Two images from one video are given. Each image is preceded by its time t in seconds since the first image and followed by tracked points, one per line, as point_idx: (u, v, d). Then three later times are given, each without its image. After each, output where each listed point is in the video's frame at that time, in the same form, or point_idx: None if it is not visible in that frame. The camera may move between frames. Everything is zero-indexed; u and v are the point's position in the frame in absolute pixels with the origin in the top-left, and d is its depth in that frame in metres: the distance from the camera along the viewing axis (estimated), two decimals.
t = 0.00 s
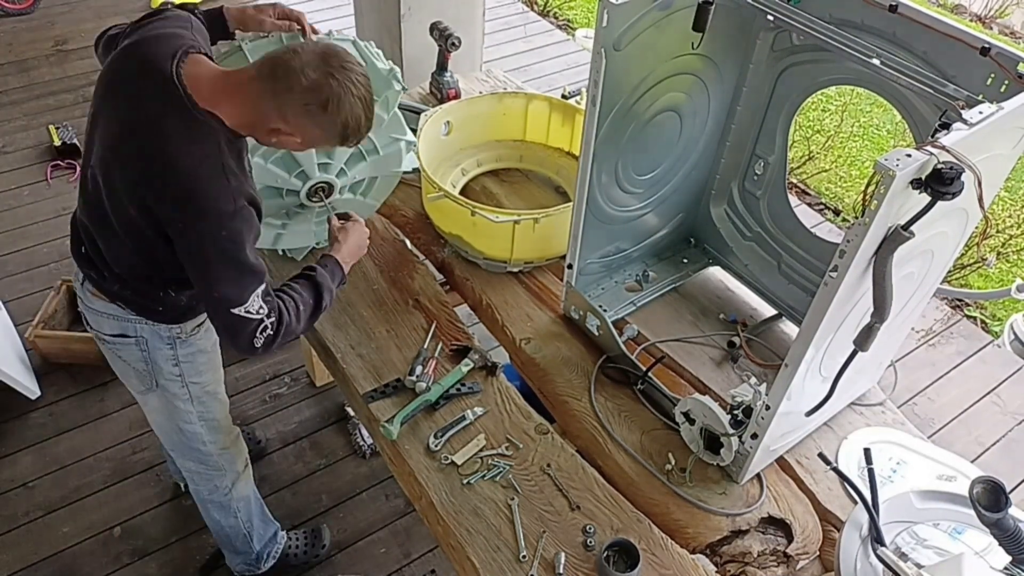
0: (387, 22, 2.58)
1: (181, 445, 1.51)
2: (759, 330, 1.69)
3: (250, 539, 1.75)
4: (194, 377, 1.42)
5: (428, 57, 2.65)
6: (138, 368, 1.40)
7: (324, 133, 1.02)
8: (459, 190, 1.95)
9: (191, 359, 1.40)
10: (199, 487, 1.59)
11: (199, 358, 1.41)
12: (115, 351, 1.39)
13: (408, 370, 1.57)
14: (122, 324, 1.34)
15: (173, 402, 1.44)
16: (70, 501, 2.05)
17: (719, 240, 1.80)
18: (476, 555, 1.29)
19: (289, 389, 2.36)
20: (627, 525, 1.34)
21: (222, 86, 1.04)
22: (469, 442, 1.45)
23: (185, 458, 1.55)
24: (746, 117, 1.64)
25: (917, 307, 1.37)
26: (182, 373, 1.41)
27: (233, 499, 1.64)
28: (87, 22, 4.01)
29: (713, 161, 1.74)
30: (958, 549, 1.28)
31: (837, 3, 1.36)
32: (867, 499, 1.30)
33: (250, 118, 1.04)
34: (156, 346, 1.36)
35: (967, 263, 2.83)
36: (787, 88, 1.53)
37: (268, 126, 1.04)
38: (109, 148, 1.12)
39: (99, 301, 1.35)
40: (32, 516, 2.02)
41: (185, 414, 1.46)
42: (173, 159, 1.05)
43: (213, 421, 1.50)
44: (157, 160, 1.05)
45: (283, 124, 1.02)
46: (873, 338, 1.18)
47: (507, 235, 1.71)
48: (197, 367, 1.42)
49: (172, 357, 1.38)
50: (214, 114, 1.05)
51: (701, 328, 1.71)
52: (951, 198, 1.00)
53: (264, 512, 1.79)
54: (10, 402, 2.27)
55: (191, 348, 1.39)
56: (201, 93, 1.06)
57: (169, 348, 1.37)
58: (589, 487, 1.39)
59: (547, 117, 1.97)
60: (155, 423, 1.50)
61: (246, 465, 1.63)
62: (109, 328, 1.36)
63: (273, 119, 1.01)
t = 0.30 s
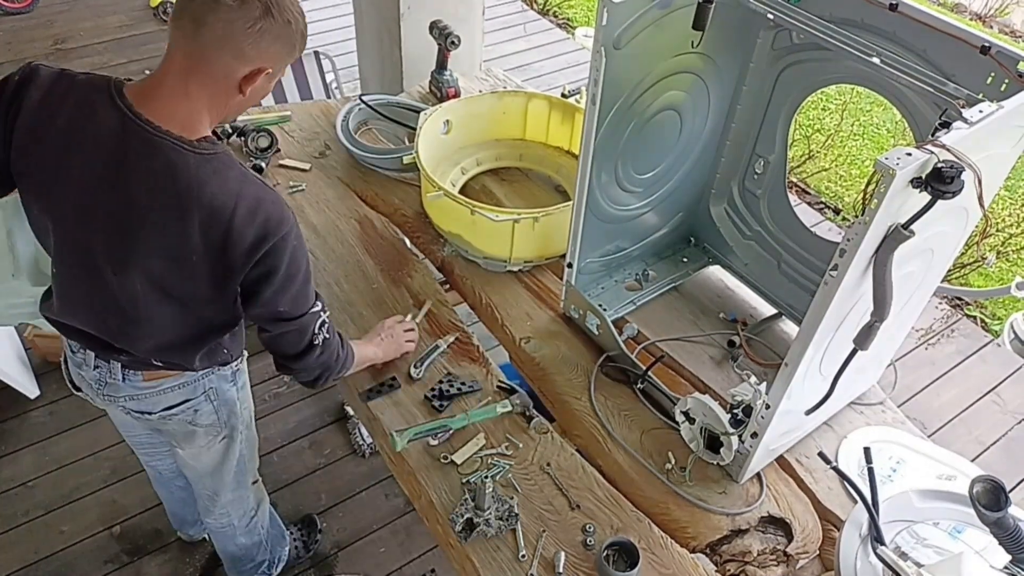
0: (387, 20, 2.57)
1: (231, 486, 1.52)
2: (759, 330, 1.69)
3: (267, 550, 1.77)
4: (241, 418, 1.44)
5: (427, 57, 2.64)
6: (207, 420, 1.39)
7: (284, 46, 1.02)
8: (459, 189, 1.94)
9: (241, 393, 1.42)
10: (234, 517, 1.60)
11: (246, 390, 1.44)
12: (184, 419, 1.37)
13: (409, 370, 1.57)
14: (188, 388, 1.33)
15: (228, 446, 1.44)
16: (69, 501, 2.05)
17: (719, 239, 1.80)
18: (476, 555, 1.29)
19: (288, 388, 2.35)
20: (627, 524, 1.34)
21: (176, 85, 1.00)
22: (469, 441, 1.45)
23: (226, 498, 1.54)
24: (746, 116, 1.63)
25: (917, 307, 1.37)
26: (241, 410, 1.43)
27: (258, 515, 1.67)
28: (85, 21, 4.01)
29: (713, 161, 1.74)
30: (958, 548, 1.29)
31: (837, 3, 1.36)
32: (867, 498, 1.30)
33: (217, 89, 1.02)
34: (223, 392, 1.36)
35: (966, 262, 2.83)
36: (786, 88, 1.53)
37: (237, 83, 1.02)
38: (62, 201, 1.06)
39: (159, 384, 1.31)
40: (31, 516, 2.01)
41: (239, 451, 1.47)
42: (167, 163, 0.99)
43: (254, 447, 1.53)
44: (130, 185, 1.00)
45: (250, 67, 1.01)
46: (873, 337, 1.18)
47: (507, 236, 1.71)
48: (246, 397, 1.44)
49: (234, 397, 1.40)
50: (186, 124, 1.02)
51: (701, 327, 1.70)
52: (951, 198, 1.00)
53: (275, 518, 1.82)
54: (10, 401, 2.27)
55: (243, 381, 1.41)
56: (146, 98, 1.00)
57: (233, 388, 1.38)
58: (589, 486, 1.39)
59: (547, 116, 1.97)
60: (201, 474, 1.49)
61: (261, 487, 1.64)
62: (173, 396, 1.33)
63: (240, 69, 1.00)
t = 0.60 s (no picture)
0: (387, 21, 2.57)
1: (202, 456, 1.52)
2: (759, 330, 1.69)
3: (262, 544, 1.76)
4: (212, 378, 1.43)
5: (428, 57, 2.64)
6: (158, 376, 1.38)
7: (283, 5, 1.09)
8: (459, 190, 1.94)
9: (208, 357, 1.40)
10: (218, 495, 1.58)
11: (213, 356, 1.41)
12: (133, 366, 1.37)
13: (410, 369, 1.57)
14: (134, 337, 1.32)
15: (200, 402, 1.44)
16: (69, 501, 2.05)
17: (720, 240, 1.80)
18: (477, 555, 1.29)
19: (288, 388, 2.35)
20: (628, 525, 1.34)
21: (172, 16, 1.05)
22: (469, 441, 1.45)
23: (203, 470, 1.54)
24: (746, 117, 1.63)
25: (917, 307, 1.37)
26: (200, 375, 1.41)
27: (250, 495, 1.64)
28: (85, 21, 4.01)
29: (714, 161, 1.74)
30: (959, 548, 1.28)
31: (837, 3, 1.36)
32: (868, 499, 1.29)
33: (208, 27, 1.06)
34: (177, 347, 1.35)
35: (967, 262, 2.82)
36: (787, 88, 1.53)
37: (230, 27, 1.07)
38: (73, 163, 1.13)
39: (108, 323, 1.32)
40: (31, 516, 2.01)
41: (205, 421, 1.46)
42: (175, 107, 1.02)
43: (232, 421, 1.50)
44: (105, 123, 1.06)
45: (245, 13, 1.05)
46: (874, 337, 1.18)
47: (507, 237, 1.71)
48: (213, 364, 1.42)
49: (189, 358, 1.38)
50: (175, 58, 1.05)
51: (701, 328, 1.70)
52: (952, 198, 1.00)
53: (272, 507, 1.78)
54: (10, 402, 2.27)
55: (205, 347, 1.39)
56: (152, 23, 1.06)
57: (186, 349, 1.36)
58: (589, 487, 1.39)
59: (547, 117, 1.97)
60: (173, 433, 1.50)
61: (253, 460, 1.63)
62: (120, 343, 1.33)
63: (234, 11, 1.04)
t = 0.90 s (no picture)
0: (388, 21, 2.57)
1: (171, 449, 1.51)
2: (760, 330, 1.69)
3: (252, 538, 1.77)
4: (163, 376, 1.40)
5: (428, 57, 2.64)
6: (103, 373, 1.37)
7: (253, 17, 1.10)
8: (459, 190, 1.94)
9: (155, 358, 1.38)
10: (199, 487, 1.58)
11: (160, 359, 1.38)
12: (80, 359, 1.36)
13: (410, 369, 1.57)
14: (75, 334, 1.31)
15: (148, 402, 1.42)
16: (69, 501, 2.05)
17: (720, 240, 1.80)
18: (477, 555, 1.29)
19: (288, 388, 2.35)
20: (628, 525, 1.34)
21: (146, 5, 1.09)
22: (469, 442, 1.45)
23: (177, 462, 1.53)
24: (746, 117, 1.63)
25: (917, 307, 1.37)
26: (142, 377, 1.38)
27: (234, 489, 1.62)
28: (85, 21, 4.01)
29: (714, 161, 1.74)
30: (959, 549, 1.28)
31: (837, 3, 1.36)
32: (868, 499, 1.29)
33: (176, 20, 1.09)
34: (111, 348, 1.32)
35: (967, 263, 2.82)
36: (787, 88, 1.53)
37: (196, 25, 1.09)
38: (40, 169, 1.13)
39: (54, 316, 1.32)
40: (32, 516, 2.01)
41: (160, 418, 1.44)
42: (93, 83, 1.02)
43: (196, 421, 1.47)
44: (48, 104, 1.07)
45: (213, 13, 1.08)
46: (874, 337, 1.18)
47: (507, 237, 1.71)
48: (161, 366, 1.39)
49: (131, 356, 1.35)
50: (129, 37, 1.08)
51: (701, 328, 1.71)
52: (952, 198, 1.00)
53: (267, 501, 1.75)
54: (11, 402, 2.27)
55: (149, 349, 1.36)
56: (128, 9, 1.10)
57: (126, 348, 1.34)
58: (590, 487, 1.39)
59: (547, 117, 1.97)
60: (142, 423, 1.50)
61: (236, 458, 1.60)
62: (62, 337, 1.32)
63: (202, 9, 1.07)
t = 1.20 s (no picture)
0: (387, 20, 2.57)
1: (104, 518, 1.49)
2: (760, 330, 1.69)
3: None
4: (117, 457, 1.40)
5: (428, 56, 2.64)
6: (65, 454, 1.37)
7: (144, 96, 1.00)
8: (459, 190, 1.94)
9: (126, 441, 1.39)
10: (117, 556, 1.57)
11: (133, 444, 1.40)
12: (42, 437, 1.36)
13: (410, 369, 1.57)
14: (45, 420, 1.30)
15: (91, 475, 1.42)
16: (69, 501, 2.05)
17: (720, 240, 1.79)
18: (477, 556, 1.28)
19: (288, 388, 2.35)
20: (628, 525, 1.34)
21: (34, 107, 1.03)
22: (469, 442, 1.45)
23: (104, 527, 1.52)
24: (746, 117, 1.63)
25: (917, 308, 1.36)
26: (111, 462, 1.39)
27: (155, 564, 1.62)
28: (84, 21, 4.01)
29: (713, 161, 1.73)
30: (959, 549, 1.27)
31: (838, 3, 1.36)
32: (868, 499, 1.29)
33: (66, 119, 1.02)
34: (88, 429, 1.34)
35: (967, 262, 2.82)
36: (787, 87, 1.53)
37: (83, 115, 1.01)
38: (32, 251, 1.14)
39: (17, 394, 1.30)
40: (31, 516, 2.01)
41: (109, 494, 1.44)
42: (11, 225, 1.00)
43: (144, 497, 1.48)
44: None
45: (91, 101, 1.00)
46: (874, 337, 1.18)
47: (507, 237, 1.71)
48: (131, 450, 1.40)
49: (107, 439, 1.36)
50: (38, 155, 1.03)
51: (701, 328, 1.70)
52: (952, 198, 1.00)
53: (181, 562, 1.71)
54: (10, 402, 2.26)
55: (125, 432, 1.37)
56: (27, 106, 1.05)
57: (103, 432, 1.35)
58: (589, 487, 1.39)
59: (547, 117, 1.97)
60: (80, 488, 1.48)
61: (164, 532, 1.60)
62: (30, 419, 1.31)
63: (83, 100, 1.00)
